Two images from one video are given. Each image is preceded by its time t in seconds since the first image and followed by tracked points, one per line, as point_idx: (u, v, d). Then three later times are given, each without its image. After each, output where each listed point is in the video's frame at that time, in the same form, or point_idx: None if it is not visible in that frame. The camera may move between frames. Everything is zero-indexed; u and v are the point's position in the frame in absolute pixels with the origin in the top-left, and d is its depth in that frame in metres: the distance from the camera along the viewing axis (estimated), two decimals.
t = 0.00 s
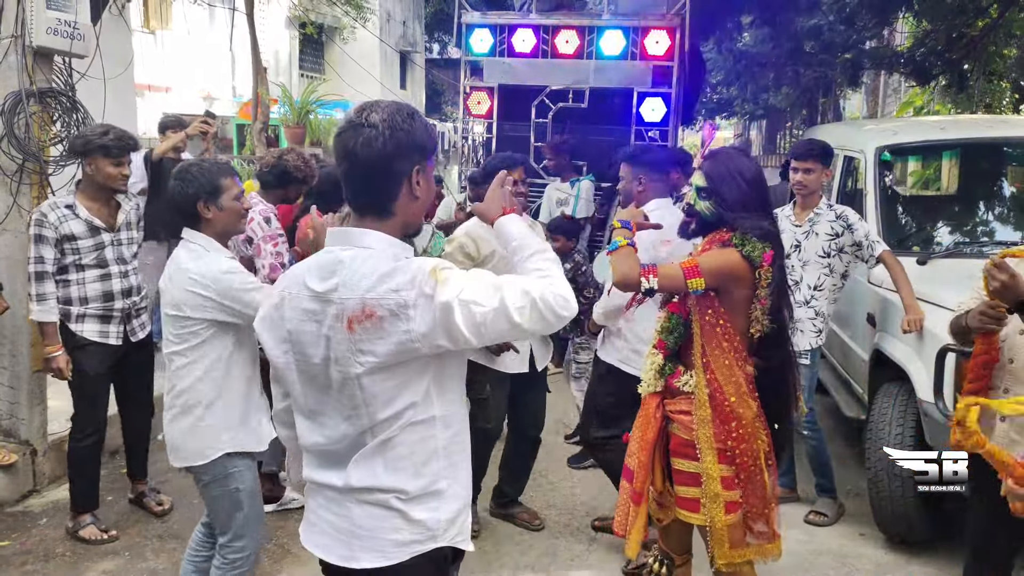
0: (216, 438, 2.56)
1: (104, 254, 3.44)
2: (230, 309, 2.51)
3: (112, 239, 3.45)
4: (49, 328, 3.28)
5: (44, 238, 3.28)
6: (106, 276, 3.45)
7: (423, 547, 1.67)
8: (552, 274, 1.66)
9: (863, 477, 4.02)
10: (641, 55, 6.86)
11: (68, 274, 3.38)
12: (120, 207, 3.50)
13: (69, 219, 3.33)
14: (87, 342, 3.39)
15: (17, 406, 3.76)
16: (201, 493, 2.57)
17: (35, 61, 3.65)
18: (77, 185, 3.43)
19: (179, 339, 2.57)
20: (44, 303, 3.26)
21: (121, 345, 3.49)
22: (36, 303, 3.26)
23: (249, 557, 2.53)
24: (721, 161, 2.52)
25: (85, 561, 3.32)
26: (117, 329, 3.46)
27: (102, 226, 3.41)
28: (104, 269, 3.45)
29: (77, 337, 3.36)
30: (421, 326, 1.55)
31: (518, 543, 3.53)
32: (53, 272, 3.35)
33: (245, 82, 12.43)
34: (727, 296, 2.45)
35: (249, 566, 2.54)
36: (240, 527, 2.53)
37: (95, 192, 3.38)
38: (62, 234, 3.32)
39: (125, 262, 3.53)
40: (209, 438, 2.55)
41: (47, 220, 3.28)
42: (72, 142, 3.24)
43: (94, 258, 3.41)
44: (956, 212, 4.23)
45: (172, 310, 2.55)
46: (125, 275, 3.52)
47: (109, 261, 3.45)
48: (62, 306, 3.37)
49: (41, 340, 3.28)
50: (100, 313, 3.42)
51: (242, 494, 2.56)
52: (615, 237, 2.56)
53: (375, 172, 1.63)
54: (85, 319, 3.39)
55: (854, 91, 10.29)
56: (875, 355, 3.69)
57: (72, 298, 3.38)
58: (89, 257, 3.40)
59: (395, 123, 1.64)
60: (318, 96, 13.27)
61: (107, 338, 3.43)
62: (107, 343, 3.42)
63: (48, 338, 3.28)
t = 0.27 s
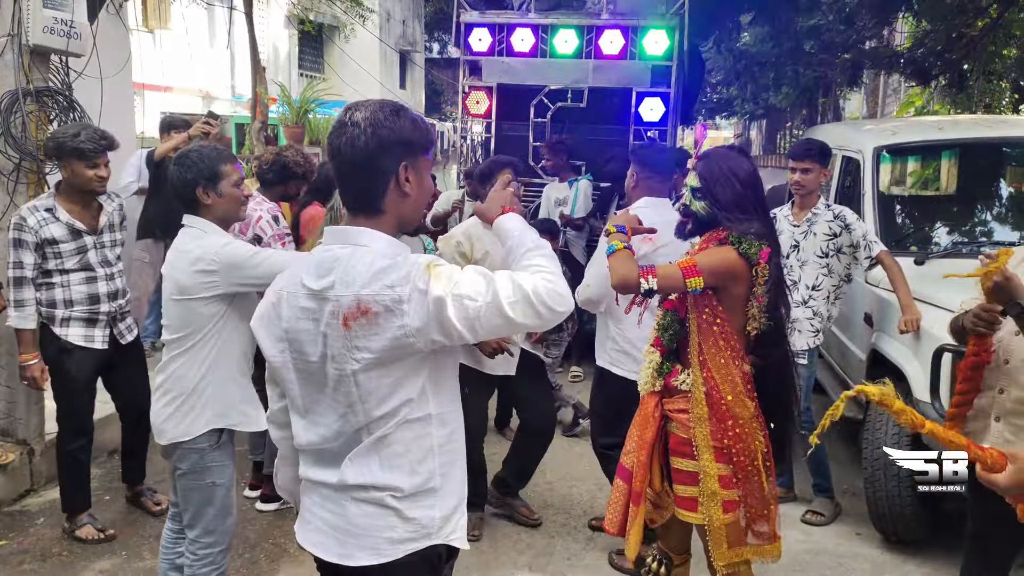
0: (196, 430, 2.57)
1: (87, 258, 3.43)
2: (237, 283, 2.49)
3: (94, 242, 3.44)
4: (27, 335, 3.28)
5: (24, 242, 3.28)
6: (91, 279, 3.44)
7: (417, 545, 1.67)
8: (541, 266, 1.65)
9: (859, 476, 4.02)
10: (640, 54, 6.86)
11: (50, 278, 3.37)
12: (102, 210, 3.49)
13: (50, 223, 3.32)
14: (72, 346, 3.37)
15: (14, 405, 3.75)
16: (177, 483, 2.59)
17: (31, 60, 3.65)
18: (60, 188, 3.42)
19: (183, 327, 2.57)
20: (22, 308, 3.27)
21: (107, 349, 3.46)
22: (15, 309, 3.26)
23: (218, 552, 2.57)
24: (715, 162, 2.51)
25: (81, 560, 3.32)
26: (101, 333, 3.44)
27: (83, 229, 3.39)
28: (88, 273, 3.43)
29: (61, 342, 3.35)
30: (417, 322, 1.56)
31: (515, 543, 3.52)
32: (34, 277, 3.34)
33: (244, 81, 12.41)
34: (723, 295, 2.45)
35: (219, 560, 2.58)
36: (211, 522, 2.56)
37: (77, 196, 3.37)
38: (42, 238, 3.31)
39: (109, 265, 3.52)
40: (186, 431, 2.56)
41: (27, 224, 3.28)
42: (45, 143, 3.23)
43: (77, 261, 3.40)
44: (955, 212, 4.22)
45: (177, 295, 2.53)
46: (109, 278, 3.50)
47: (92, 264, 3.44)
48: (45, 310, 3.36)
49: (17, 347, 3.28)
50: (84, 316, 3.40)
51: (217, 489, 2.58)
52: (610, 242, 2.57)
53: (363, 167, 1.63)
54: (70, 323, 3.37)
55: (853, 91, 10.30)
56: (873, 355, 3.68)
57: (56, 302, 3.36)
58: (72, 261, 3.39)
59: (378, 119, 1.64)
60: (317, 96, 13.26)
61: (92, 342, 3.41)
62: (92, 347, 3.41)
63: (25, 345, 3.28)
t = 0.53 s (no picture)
0: (204, 438, 2.55)
1: (74, 260, 3.42)
2: (214, 312, 2.50)
3: (79, 244, 3.43)
4: (13, 341, 3.24)
5: (7, 246, 3.23)
6: (78, 281, 3.43)
7: (403, 547, 1.66)
8: (528, 276, 1.63)
9: (853, 477, 4.01)
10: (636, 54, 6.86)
11: (37, 282, 3.35)
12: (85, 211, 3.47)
13: (34, 226, 3.30)
14: (62, 350, 3.36)
15: (8, 406, 3.76)
16: (189, 493, 2.56)
17: (24, 60, 3.65)
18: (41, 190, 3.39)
19: (165, 341, 2.57)
20: (8, 314, 3.21)
21: (98, 351, 3.46)
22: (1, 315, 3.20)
23: (235, 556, 2.54)
24: (703, 164, 2.51)
25: (74, 561, 3.32)
26: (91, 335, 3.43)
27: (68, 231, 3.38)
28: (76, 274, 3.43)
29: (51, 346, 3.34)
30: (396, 324, 1.55)
31: (509, 543, 3.52)
32: (20, 282, 3.32)
33: (243, 81, 12.42)
34: (713, 296, 2.45)
35: (235, 564, 2.55)
36: (229, 526, 2.54)
37: (59, 197, 3.34)
38: (27, 242, 3.28)
39: (95, 266, 3.52)
40: (195, 439, 2.54)
41: (11, 228, 3.24)
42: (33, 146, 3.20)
43: (62, 264, 3.39)
44: (951, 213, 4.22)
45: (157, 312, 2.55)
46: (96, 279, 3.50)
47: (79, 266, 3.44)
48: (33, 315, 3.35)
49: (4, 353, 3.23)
50: (73, 320, 3.39)
51: (230, 494, 2.57)
52: (602, 242, 2.58)
53: (348, 165, 1.63)
54: (59, 327, 3.36)
55: (852, 91, 10.31)
56: (868, 355, 3.68)
57: (44, 306, 3.35)
58: (58, 264, 3.38)
59: (365, 117, 1.64)
60: (316, 95, 13.26)
61: (83, 345, 3.40)
62: (82, 351, 3.40)
63: (11, 352, 3.23)
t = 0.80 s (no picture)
0: (188, 437, 2.54)
1: (73, 262, 3.42)
2: (212, 302, 2.47)
3: (78, 247, 3.43)
4: (17, 345, 3.22)
5: (8, 249, 3.21)
6: (76, 284, 3.44)
7: (391, 547, 1.65)
8: (512, 259, 1.63)
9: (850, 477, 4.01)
10: (634, 54, 6.86)
11: (35, 284, 3.34)
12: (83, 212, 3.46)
13: (35, 228, 3.28)
14: (62, 353, 3.36)
15: (5, 407, 3.76)
16: (174, 492, 2.57)
17: (20, 61, 3.65)
18: (39, 192, 3.37)
19: (164, 336, 2.56)
20: (11, 318, 3.21)
21: (96, 354, 3.46)
22: (4, 318, 3.20)
23: (220, 557, 2.55)
24: (697, 164, 2.51)
25: (70, 562, 3.32)
26: (90, 338, 3.43)
27: (68, 233, 3.38)
28: (74, 277, 3.43)
29: (51, 349, 3.34)
30: (385, 318, 1.55)
31: (505, 544, 3.52)
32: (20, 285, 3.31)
33: (242, 80, 12.42)
34: (710, 297, 2.44)
35: (221, 565, 2.56)
36: (213, 527, 2.53)
37: (58, 198, 3.33)
38: (28, 244, 3.27)
39: (93, 269, 3.52)
40: (181, 440, 2.53)
41: (12, 230, 3.22)
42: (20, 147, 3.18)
43: (62, 266, 3.39)
44: (949, 212, 4.22)
45: (157, 305, 2.54)
46: (95, 282, 3.51)
47: (77, 269, 3.44)
48: (31, 317, 3.34)
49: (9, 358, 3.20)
50: (72, 323, 3.39)
51: (215, 494, 2.57)
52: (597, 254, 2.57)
53: (361, 167, 1.64)
54: (58, 330, 3.36)
55: (851, 90, 10.31)
56: (865, 355, 3.67)
57: (43, 309, 3.35)
58: (57, 266, 3.37)
59: (390, 122, 1.66)
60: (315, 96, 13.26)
61: (82, 348, 3.41)
62: (81, 354, 3.40)
63: (16, 356, 3.20)
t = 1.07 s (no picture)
0: (193, 440, 2.54)
1: (80, 262, 3.41)
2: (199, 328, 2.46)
3: (86, 245, 3.43)
4: (32, 342, 3.22)
5: (19, 246, 3.22)
6: (84, 283, 3.43)
7: (386, 548, 1.66)
8: (516, 249, 1.62)
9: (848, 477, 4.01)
10: (634, 53, 6.85)
11: (42, 283, 3.34)
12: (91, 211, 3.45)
13: (44, 226, 3.29)
14: (67, 353, 3.35)
15: (4, 406, 3.75)
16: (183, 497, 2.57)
17: (18, 60, 3.65)
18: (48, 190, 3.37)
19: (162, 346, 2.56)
20: (24, 315, 3.21)
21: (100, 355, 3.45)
22: (17, 316, 3.20)
23: (227, 562, 2.55)
24: (695, 164, 2.50)
25: (69, 561, 3.32)
26: (96, 339, 3.43)
27: (76, 232, 3.38)
28: (81, 277, 3.43)
29: (55, 349, 3.32)
30: (383, 308, 1.54)
31: (502, 542, 3.53)
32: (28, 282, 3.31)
33: (241, 79, 12.40)
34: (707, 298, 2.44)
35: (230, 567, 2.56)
36: (221, 533, 2.54)
37: (65, 196, 3.33)
38: (37, 242, 3.28)
39: (100, 268, 3.51)
40: (184, 448, 2.53)
41: (21, 227, 3.22)
42: (30, 146, 3.19)
43: (69, 265, 3.38)
44: (948, 211, 4.21)
45: (154, 315, 2.54)
46: (102, 282, 3.50)
47: (85, 268, 3.43)
48: (39, 316, 3.33)
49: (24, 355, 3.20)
50: (79, 323, 3.38)
51: (222, 499, 2.57)
52: (595, 260, 2.50)
53: (377, 172, 1.66)
54: (64, 330, 3.35)
55: (851, 90, 10.32)
56: (864, 355, 3.67)
57: (50, 308, 3.34)
58: (65, 265, 3.37)
59: (409, 129, 1.69)
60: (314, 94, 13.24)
61: (87, 348, 3.40)
62: (86, 353, 3.39)
63: (32, 352, 3.20)
